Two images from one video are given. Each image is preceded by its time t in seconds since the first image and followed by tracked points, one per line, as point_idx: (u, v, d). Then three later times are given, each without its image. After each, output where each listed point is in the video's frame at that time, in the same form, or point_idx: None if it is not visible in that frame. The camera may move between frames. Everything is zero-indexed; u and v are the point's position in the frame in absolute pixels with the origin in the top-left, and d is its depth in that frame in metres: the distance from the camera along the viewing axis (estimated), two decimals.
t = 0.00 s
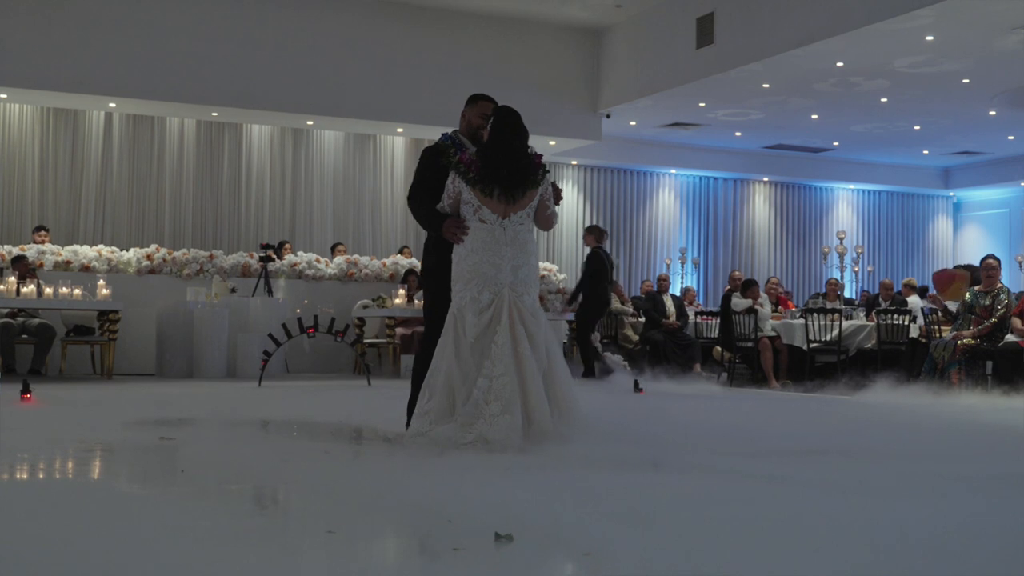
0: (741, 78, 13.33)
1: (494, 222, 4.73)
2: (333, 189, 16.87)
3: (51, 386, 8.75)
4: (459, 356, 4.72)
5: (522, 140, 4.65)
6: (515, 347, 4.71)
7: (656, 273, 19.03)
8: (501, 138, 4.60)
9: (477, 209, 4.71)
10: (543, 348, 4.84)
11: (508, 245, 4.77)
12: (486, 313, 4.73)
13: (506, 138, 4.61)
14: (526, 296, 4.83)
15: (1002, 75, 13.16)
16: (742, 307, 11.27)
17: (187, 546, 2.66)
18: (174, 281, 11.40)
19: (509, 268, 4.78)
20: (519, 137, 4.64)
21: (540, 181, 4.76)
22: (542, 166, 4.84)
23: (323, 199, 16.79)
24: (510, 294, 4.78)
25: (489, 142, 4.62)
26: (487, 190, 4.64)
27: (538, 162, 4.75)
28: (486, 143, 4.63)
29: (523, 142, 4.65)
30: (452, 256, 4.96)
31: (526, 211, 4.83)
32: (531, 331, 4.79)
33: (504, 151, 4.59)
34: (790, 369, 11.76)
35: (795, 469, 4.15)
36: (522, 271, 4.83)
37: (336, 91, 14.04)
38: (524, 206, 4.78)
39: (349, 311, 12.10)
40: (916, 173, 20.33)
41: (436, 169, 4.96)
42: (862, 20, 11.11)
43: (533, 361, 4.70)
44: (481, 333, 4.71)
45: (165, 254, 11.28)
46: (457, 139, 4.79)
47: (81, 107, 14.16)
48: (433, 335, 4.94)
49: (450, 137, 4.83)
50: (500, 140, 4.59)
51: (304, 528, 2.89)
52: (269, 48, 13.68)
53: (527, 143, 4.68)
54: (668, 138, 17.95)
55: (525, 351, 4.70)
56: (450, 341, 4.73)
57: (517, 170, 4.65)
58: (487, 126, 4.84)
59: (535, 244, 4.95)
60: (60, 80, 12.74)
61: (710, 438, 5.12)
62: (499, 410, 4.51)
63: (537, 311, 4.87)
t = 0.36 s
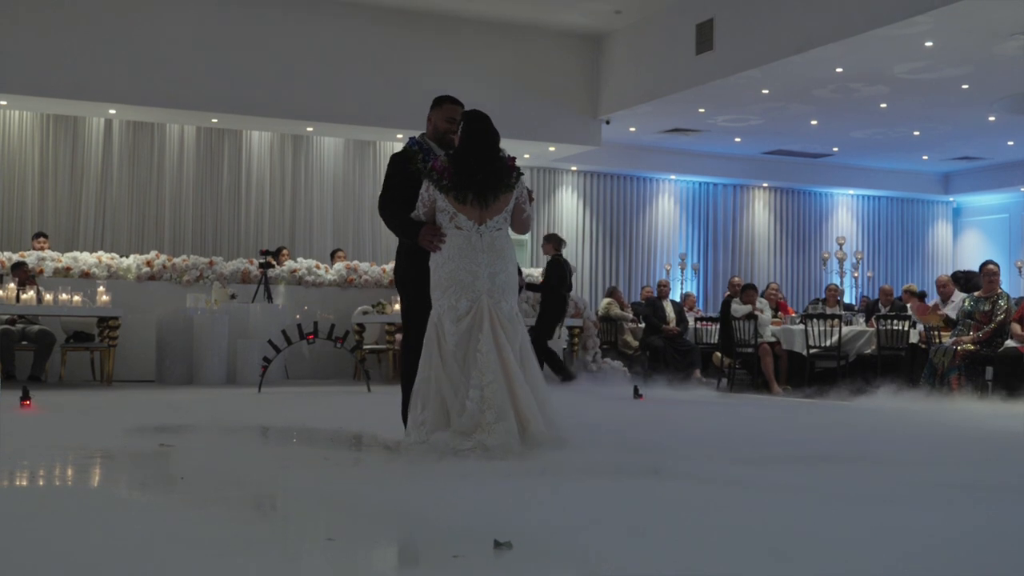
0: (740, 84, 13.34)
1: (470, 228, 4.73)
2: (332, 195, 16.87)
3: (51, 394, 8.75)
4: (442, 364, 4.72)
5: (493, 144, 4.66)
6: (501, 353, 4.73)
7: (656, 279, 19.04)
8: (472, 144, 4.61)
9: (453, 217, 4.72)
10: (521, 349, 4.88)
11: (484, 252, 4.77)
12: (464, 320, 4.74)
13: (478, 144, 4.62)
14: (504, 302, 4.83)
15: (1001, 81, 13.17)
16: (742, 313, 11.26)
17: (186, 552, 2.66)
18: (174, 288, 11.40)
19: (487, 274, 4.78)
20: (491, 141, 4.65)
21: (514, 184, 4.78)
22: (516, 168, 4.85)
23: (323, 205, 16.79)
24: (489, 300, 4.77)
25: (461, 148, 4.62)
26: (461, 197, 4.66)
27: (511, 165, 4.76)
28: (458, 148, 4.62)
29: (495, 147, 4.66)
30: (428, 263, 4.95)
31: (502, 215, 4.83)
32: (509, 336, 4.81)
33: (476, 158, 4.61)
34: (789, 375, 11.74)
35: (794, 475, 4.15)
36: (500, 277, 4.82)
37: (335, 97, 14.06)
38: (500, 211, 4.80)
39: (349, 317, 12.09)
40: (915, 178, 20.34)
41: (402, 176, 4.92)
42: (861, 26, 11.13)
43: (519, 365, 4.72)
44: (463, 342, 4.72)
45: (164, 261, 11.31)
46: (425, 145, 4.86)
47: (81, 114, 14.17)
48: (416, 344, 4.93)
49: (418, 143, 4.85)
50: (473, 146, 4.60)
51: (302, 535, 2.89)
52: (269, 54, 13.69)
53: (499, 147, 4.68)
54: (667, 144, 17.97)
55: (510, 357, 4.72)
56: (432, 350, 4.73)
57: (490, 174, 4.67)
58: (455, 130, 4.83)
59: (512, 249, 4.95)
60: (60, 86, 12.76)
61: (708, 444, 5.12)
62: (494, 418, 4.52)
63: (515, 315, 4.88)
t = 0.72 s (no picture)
0: (740, 85, 13.35)
1: (467, 229, 4.72)
2: (333, 196, 16.87)
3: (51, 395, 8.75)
4: (440, 365, 4.71)
5: (488, 144, 4.64)
6: (496, 354, 4.72)
7: (656, 280, 19.03)
8: (467, 145, 4.59)
9: (449, 217, 4.70)
10: (519, 349, 4.87)
11: (481, 251, 4.76)
12: (462, 320, 4.72)
13: (473, 145, 4.60)
14: (502, 301, 4.82)
15: (1001, 82, 13.16)
16: (742, 315, 11.24)
17: (187, 554, 2.66)
18: (174, 289, 11.40)
19: (484, 274, 4.77)
20: (485, 141, 4.64)
21: (510, 183, 4.76)
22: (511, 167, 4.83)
23: (323, 207, 16.79)
24: (487, 300, 4.77)
25: (455, 149, 4.61)
26: (458, 197, 4.63)
27: (506, 164, 4.74)
28: (454, 150, 4.60)
29: (490, 147, 4.65)
30: (426, 265, 4.93)
31: (499, 215, 4.81)
32: (507, 335, 4.80)
33: (471, 158, 4.59)
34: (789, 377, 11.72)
35: (793, 477, 4.15)
36: (498, 276, 4.82)
37: (335, 98, 14.06)
38: (496, 210, 4.77)
39: (349, 319, 12.09)
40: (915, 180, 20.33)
41: (394, 179, 4.90)
42: (861, 27, 11.14)
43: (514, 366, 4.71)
44: (460, 342, 4.71)
45: (164, 262, 11.31)
46: (416, 145, 4.84)
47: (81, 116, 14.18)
48: (415, 346, 4.94)
49: (409, 144, 4.84)
50: (468, 146, 4.58)
51: (301, 536, 2.89)
52: (269, 56, 13.70)
53: (493, 147, 4.67)
54: (666, 146, 17.97)
55: (506, 357, 4.71)
56: (430, 352, 4.72)
57: (485, 174, 4.64)
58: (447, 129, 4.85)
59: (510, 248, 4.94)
60: (60, 88, 12.77)
61: (708, 446, 5.12)
62: (486, 419, 4.53)
63: (514, 315, 4.88)
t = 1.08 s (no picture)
0: (740, 87, 13.35)
1: (466, 229, 4.73)
2: (333, 197, 16.87)
3: (51, 396, 8.74)
4: (439, 366, 4.71)
5: (488, 145, 4.66)
6: (495, 355, 4.72)
7: (656, 281, 19.03)
8: (467, 145, 4.61)
9: (448, 218, 4.72)
10: (519, 351, 4.86)
11: (480, 252, 4.75)
12: (461, 322, 4.72)
13: (472, 145, 4.62)
14: (502, 302, 4.81)
15: (1002, 83, 13.16)
16: (742, 316, 11.27)
17: (188, 553, 2.67)
18: (173, 290, 11.40)
19: (483, 275, 4.76)
20: (485, 142, 4.66)
21: (509, 184, 4.77)
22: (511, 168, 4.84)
23: (323, 208, 16.80)
24: (486, 301, 4.76)
25: (455, 150, 4.62)
26: (456, 197, 4.65)
27: (505, 166, 4.76)
28: (453, 150, 4.62)
29: (490, 149, 4.66)
30: (427, 267, 4.92)
31: (499, 215, 4.81)
32: (506, 336, 4.79)
33: (471, 158, 4.61)
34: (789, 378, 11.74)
35: (793, 478, 4.15)
36: (497, 277, 4.80)
37: (335, 99, 14.07)
38: (496, 210, 4.78)
39: (348, 320, 12.09)
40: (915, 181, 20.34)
41: (394, 180, 4.89)
42: (861, 28, 11.14)
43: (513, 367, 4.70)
44: (459, 343, 4.71)
45: (165, 263, 11.31)
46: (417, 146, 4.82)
47: (81, 117, 14.18)
48: (415, 348, 4.92)
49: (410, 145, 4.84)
50: (468, 146, 4.60)
51: (300, 536, 2.90)
52: (269, 57, 13.71)
53: (493, 148, 4.69)
54: (666, 147, 17.97)
55: (505, 358, 4.71)
56: (429, 354, 4.73)
57: (485, 175, 4.66)
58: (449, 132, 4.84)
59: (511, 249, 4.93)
60: (60, 89, 12.77)
61: (707, 447, 5.12)
62: (485, 421, 4.53)
63: (513, 316, 4.86)
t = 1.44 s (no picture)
0: (740, 87, 13.35)
1: (480, 232, 4.72)
2: (332, 197, 16.88)
3: (51, 397, 8.73)
4: (447, 365, 4.70)
5: (504, 148, 4.64)
6: (502, 357, 4.70)
7: (656, 282, 19.04)
8: (484, 148, 4.59)
9: (463, 220, 4.70)
10: (530, 354, 4.82)
11: (494, 254, 4.75)
12: (472, 322, 4.72)
13: (489, 148, 4.60)
14: (514, 304, 4.80)
15: (1001, 84, 13.17)
16: (742, 317, 11.25)
17: (188, 553, 2.67)
18: (173, 291, 11.41)
19: (496, 277, 4.75)
20: (502, 145, 4.63)
21: (525, 187, 4.75)
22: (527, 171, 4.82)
23: (323, 209, 16.80)
24: (498, 302, 4.76)
25: (471, 153, 4.61)
26: (472, 199, 4.64)
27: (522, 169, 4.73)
28: (469, 153, 4.61)
29: (506, 152, 4.64)
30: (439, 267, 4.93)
31: (513, 218, 4.80)
32: (516, 339, 4.77)
33: (488, 161, 4.59)
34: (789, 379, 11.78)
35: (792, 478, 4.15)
36: (510, 280, 4.80)
37: (336, 100, 14.07)
38: (510, 214, 4.77)
39: (348, 321, 12.09)
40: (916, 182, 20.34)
41: (411, 182, 4.89)
42: (861, 29, 11.14)
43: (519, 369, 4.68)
44: (468, 343, 4.70)
45: (164, 265, 11.30)
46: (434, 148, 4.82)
47: (81, 118, 14.18)
48: (420, 347, 4.94)
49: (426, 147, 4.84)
50: (484, 149, 4.58)
51: (300, 536, 2.91)
52: (269, 58, 13.72)
53: (509, 151, 4.66)
54: (666, 148, 17.97)
55: (513, 359, 4.69)
56: (438, 351, 4.72)
57: (501, 178, 4.64)
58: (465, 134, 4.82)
59: (525, 253, 4.93)
60: (60, 90, 12.78)
61: (707, 448, 5.11)
62: (487, 419, 4.53)
63: (525, 319, 4.85)
